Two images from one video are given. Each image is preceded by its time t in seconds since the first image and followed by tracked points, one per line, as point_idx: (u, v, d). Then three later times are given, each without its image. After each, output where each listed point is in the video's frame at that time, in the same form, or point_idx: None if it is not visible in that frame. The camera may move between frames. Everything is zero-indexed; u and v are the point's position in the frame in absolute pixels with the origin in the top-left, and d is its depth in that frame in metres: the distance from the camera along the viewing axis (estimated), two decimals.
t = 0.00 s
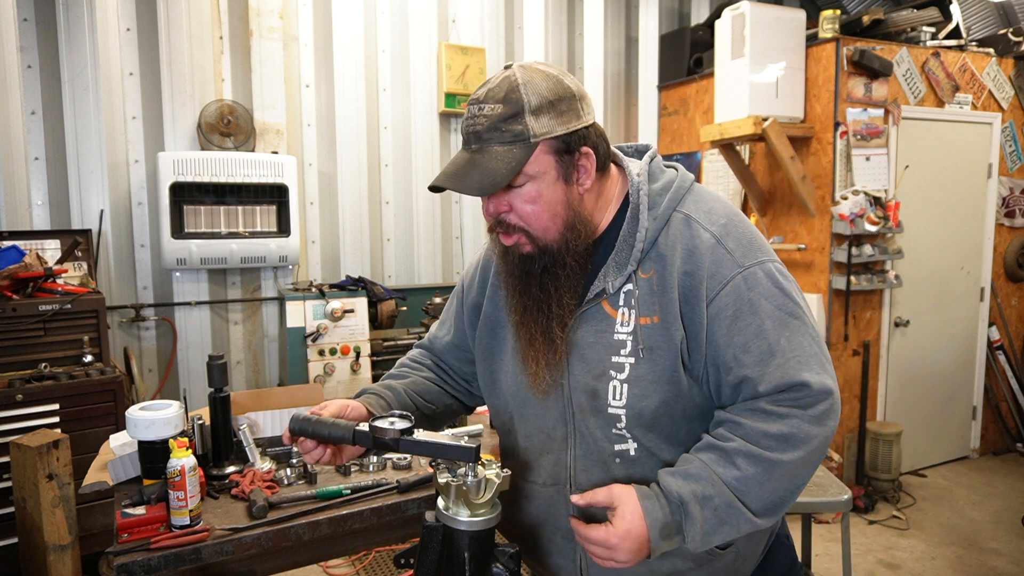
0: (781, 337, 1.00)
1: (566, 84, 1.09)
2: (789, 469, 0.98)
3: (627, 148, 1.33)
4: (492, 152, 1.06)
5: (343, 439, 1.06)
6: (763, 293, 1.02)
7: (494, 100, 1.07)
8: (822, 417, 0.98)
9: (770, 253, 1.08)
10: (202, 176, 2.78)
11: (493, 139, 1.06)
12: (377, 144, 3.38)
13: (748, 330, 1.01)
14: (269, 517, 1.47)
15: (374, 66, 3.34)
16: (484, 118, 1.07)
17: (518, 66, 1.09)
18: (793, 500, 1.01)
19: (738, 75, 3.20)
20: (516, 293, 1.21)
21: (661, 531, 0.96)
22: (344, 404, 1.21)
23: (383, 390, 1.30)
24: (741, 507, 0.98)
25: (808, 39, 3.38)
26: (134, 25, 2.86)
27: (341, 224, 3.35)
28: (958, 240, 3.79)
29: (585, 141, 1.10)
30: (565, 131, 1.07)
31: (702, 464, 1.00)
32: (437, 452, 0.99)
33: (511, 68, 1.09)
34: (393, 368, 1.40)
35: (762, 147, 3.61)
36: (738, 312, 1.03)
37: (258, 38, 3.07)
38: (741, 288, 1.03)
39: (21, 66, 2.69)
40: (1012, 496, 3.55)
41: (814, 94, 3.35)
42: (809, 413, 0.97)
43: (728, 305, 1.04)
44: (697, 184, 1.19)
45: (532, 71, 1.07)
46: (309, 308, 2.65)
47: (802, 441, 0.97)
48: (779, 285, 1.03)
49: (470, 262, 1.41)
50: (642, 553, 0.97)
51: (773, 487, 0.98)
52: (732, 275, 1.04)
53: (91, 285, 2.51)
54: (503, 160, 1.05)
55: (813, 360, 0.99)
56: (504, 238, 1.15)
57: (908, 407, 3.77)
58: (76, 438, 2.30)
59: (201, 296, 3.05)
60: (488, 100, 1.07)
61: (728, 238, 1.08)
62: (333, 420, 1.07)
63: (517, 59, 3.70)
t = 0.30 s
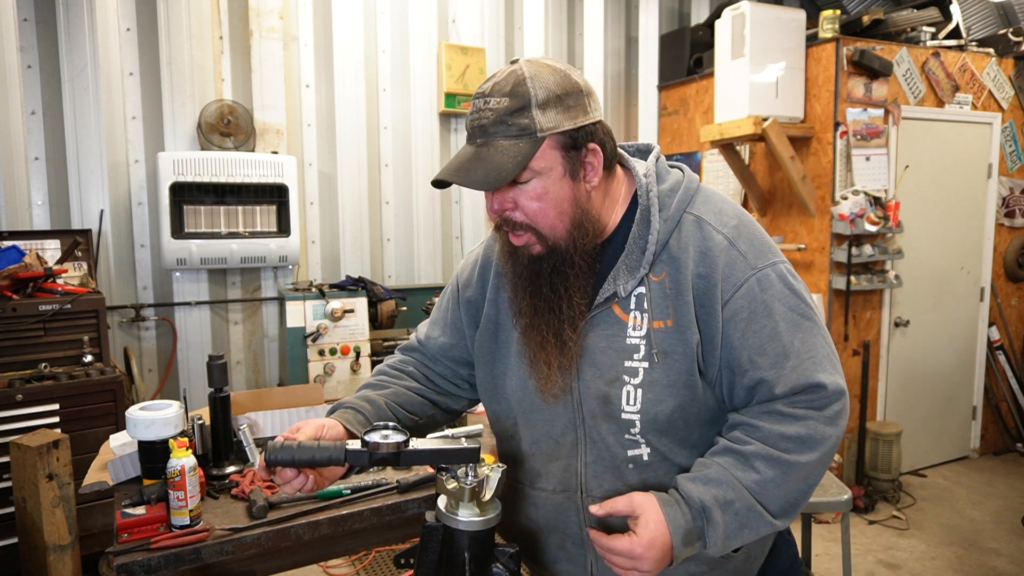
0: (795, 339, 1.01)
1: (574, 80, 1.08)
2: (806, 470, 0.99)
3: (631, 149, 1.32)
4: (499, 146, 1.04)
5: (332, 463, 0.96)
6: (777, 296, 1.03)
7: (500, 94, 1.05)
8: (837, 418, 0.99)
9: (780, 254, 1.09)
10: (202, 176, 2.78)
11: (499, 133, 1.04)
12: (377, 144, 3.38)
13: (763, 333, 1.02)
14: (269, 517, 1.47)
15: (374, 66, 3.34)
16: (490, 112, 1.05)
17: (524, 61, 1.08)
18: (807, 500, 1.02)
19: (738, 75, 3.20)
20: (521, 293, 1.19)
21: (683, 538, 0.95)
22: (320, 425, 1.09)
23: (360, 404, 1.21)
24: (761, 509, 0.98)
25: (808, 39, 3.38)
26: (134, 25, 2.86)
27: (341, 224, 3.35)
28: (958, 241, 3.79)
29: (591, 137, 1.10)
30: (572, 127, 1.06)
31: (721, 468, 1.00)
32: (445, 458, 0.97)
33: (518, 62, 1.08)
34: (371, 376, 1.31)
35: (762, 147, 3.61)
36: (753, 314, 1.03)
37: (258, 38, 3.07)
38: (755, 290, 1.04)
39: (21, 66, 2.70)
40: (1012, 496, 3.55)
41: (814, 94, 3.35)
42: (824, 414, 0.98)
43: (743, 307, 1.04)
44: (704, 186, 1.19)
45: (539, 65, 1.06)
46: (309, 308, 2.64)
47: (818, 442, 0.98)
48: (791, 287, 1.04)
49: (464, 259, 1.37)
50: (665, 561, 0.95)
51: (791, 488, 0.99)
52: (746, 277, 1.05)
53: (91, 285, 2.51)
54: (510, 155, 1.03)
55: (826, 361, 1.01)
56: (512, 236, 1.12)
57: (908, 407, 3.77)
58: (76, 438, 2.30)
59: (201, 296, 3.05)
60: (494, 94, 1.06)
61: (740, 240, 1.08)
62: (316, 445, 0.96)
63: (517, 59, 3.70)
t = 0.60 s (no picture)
0: (803, 337, 1.02)
1: (585, 74, 1.08)
2: (817, 467, 1.00)
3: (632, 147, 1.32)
4: (510, 140, 1.03)
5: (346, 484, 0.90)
6: (787, 295, 1.04)
7: (511, 87, 1.04)
8: (845, 416, 1.01)
9: (788, 255, 1.10)
10: (202, 176, 2.78)
11: (510, 126, 1.04)
12: (376, 144, 3.38)
13: (773, 331, 1.03)
14: (269, 517, 1.47)
15: (373, 66, 3.34)
16: (501, 105, 1.04)
17: (534, 55, 1.07)
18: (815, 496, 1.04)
19: (738, 75, 3.20)
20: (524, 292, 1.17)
21: (699, 538, 0.93)
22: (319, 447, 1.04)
23: (353, 417, 1.14)
24: (774, 507, 0.98)
25: (808, 38, 3.38)
26: (134, 25, 2.86)
27: (341, 224, 3.35)
28: (958, 240, 3.79)
29: (601, 134, 1.10)
30: (584, 122, 1.06)
31: (734, 467, 0.99)
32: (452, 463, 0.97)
33: (528, 56, 1.07)
34: (360, 385, 1.25)
35: (762, 147, 3.61)
36: (763, 313, 1.04)
37: (258, 38, 3.07)
38: (765, 289, 1.05)
39: (21, 66, 2.70)
40: (1012, 496, 3.55)
41: (814, 94, 3.35)
42: (833, 411, 1.00)
43: (753, 306, 1.04)
44: (708, 186, 1.20)
45: (550, 59, 1.06)
46: (309, 308, 2.64)
47: (828, 440, 0.99)
48: (798, 287, 1.05)
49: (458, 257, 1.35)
50: (682, 562, 0.93)
51: (802, 485, 1.00)
52: (756, 275, 1.06)
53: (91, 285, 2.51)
54: (521, 149, 1.02)
55: (833, 360, 1.02)
56: (518, 233, 1.11)
57: (908, 407, 3.77)
58: (76, 437, 2.30)
59: (201, 296, 3.05)
60: (506, 86, 1.05)
61: (749, 239, 1.09)
62: (331, 468, 0.88)
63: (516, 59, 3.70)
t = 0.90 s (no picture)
0: (786, 352, 1.00)
1: (597, 78, 1.08)
2: (788, 486, 0.95)
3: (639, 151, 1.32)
4: (524, 144, 1.03)
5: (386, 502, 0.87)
6: (776, 305, 1.03)
7: (524, 90, 1.04)
8: (820, 436, 0.97)
9: (785, 267, 1.08)
10: (202, 176, 2.78)
11: (524, 130, 1.04)
12: (376, 144, 3.38)
13: (756, 341, 1.02)
14: (269, 517, 1.47)
15: (373, 66, 3.34)
16: (513, 109, 1.04)
17: (545, 58, 1.07)
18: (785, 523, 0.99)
19: (738, 75, 3.20)
20: (530, 297, 1.16)
21: (654, 547, 0.88)
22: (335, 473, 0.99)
23: (370, 433, 1.10)
24: (738, 523, 0.93)
25: (808, 39, 3.38)
26: (134, 25, 2.86)
27: (341, 224, 3.35)
28: (958, 240, 3.79)
29: (612, 139, 1.10)
30: (597, 127, 1.07)
31: (701, 475, 0.96)
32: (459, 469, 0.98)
33: (538, 59, 1.07)
34: (369, 394, 1.20)
35: (762, 147, 3.61)
36: (747, 322, 1.03)
37: (258, 38, 3.07)
38: (755, 298, 1.03)
39: (21, 66, 2.70)
40: (1012, 496, 3.55)
41: (814, 94, 3.35)
42: (807, 429, 0.96)
43: (738, 315, 1.04)
44: (712, 191, 1.20)
45: (561, 62, 1.06)
46: (309, 308, 2.64)
47: (800, 457, 0.95)
48: (792, 300, 1.04)
49: (457, 257, 1.33)
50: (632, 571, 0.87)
51: (771, 505, 0.95)
52: (748, 284, 1.05)
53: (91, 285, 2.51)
54: (536, 154, 1.02)
55: (813, 377, 1.00)
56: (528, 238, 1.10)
57: (908, 407, 3.77)
58: (76, 438, 2.30)
59: (201, 296, 3.05)
60: (518, 89, 1.05)
61: (747, 247, 1.08)
62: (373, 493, 0.84)
63: (517, 58, 3.70)
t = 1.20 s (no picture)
0: (753, 357, 0.98)
1: (620, 85, 1.06)
2: (738, 489, 0.92)
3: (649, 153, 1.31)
4: (549, 152, 1.01)
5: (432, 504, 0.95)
6: (756, 312, 1.01)
7: (549, 96, 1.01)
8: (774, 440, 0.95)
9: (778, 276, 1.07)
10: (202, 176, 2.78)
11: (549, 138, 1.02)
12: (376, 144, 3.38)
13: (725, 341, 1.01)
14: (269, 517, 1.47)
15: (373, 66, 3.34)
16: (539, 115, 1.02)
17: (567, 62, 1.05)
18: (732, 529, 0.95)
19: (738, 75, 3.20)
20: (542, 304, 1.15)
21: (592, 547, 0.85)
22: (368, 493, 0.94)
23: (395, 445, 1.06)
24: (684, 523, 0.90)
25: (808, 38, 3.38)
26: (134, 25, 2.86)
27: (341, 224, 3.35)
28: (958, 240, 3.79)
29: (632, 145, 1.10)
30: (620, 135, 1.06)
31: (650, 471, 0.93)
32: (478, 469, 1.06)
33: (560, 63, 1.05)
34: (385, 396, 1.15)
35: (762, 147, 3.61)
36: (721, 322, 1.03)
37: (258, 38, 3.07)
38: (734, 303, 1.03)
39: (21, 66, 2.70)
40: (1012, 496, 3.55)
41: (814, 94, 3.35)
42: (760, 430, 0.94)
43: (714, 316, 1.04)
44: (718, 197, 1.20)
45: (585, 68, 1.04)
46: (309, 308, 2.64)
47: (751, 459, 0.93)
48: (777, 309, 1.02)
49: (465, 252, 1.30)
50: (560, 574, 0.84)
51: (718, 506, 0.91)
52: (730, 288, 1.04)
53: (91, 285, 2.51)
54: (562, 162, 1.01)
55: (768, 383, 0.97)
56: (546, 247, 1.10)
57: (908, 407, 3.77)
58: (76, 438, 2.30)
59: (201, 296, 3.05)
60: (542, 96, 1.02)
61: (738, 253, 1.07)
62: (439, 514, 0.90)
63: (516, 58, 3.70)
